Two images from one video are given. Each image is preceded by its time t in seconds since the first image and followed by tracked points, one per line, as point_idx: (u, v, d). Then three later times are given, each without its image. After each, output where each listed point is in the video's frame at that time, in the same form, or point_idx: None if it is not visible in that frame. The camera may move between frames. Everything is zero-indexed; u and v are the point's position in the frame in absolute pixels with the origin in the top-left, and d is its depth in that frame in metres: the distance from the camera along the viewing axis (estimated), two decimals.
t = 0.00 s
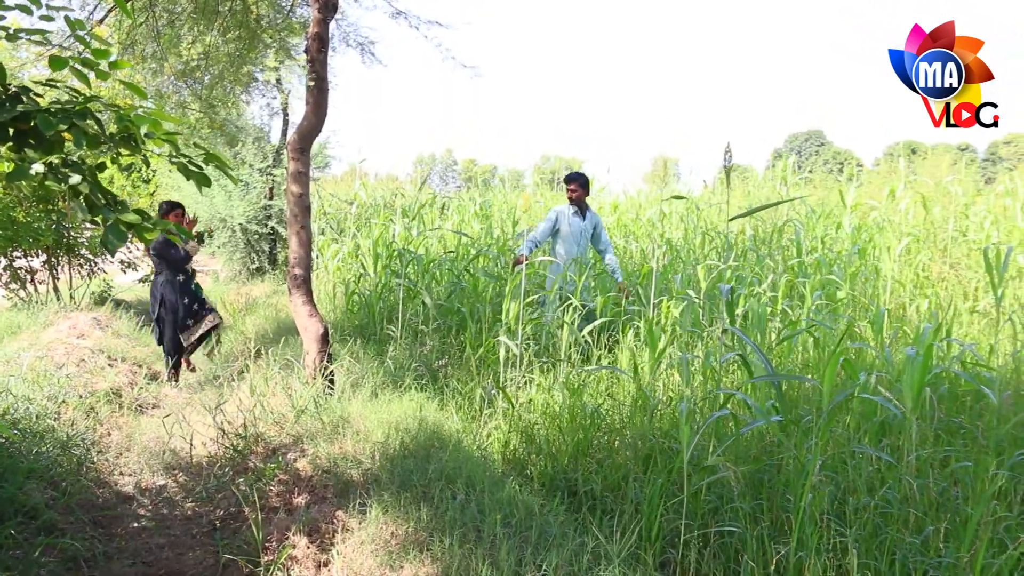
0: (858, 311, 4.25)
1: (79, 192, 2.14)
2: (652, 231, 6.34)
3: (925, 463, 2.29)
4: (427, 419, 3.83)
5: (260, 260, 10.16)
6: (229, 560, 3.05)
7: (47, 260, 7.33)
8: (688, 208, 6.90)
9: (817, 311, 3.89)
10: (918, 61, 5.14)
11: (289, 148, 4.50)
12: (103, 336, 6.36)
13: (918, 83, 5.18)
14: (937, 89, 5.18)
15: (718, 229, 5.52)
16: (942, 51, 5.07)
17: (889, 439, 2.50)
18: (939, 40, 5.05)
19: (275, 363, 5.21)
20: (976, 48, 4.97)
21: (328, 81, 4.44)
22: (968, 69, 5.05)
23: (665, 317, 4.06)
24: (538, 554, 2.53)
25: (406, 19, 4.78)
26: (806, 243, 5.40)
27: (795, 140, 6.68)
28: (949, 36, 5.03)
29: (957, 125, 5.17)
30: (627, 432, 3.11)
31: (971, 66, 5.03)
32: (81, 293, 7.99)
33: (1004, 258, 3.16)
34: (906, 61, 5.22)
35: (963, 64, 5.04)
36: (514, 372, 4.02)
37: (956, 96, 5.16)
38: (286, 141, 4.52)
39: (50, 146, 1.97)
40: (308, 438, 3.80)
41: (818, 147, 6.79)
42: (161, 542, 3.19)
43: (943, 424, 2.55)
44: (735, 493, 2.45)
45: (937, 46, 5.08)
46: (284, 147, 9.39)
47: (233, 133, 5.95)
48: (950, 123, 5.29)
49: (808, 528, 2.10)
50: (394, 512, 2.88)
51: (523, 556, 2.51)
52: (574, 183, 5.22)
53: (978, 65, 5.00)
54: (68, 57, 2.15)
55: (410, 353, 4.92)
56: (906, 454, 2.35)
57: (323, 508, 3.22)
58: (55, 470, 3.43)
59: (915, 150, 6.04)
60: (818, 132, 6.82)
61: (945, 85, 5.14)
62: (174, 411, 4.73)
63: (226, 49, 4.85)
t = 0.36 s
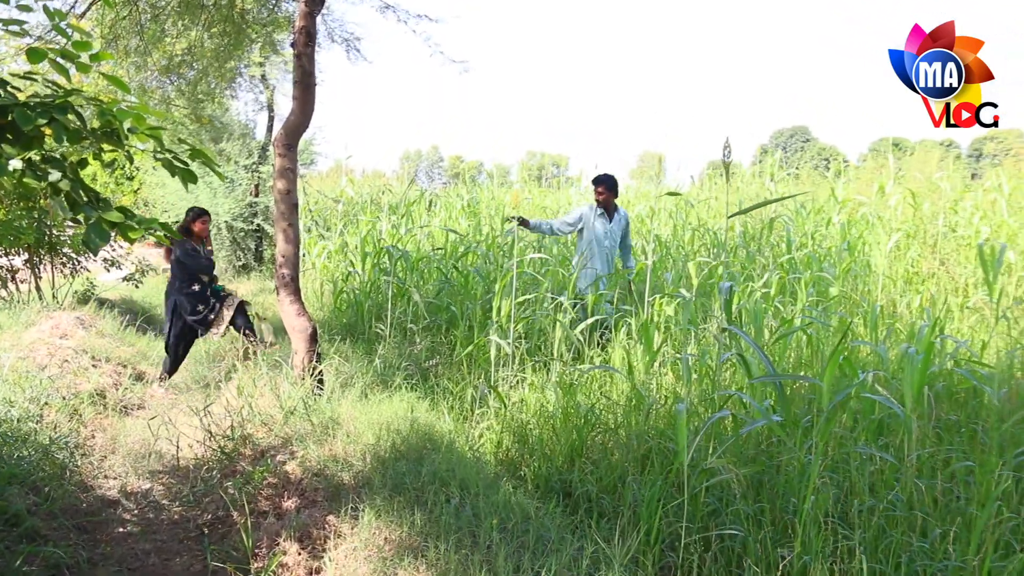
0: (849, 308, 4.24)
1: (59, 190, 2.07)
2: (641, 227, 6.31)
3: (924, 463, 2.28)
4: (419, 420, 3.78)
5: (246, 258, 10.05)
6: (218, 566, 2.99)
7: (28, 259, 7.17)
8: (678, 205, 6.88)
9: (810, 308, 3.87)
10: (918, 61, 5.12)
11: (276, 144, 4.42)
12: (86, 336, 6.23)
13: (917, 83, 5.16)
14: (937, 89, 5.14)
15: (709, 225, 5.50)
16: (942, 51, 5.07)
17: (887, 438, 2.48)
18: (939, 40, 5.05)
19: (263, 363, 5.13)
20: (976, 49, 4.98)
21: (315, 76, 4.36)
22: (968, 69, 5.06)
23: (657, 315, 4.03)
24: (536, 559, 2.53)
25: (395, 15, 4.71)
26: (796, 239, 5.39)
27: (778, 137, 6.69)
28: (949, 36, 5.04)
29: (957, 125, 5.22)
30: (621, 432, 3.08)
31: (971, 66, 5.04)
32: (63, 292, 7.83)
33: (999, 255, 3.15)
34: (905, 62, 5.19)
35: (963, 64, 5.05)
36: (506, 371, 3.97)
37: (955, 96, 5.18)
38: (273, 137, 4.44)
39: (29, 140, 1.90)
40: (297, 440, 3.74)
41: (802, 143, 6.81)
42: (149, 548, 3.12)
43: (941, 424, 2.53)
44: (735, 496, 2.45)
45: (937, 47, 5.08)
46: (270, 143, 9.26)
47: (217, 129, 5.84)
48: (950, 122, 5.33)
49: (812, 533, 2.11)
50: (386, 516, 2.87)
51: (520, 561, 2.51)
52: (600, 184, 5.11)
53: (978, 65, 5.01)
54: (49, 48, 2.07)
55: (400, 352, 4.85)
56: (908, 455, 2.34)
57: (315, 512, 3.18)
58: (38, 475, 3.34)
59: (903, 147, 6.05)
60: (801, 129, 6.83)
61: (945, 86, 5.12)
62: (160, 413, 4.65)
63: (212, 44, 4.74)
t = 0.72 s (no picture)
0: (834, 308, 4.25)
1: (33, 186, 1.99)
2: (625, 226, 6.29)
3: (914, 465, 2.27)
4: (403, 422, 3.72)
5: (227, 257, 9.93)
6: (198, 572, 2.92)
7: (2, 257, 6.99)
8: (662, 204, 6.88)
9: (795, 309, 3.88)
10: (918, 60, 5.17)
11: (257, 141, 4.34)
12: (61, 336, 6.09)
13: (919, 83, 5.18)
14: (938, 89, 5.21)
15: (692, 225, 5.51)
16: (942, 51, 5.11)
17: (876, 440, 2.47)
18: (939, 40, 5.09)
19: (243, 363, 5.04)
20: (976, 49, 5.02)
21: (297, 72, 4.28)
22: (968, 69, 5.10)
23: (642, 314, 4.01)
24: (524, 565, 2.50)
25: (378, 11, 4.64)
26: (780, 238, 5.40)
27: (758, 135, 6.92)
28: (949, 36, 5.07)
29: (957, 125, 5.28)
30: (608, 433, 3.05)
31: (971, 66, 5.08)
32: (38, 291, 7.66)
33: (984, 257, 3.16)
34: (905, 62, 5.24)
35: (963, 64, 5.09)
36: (490, 371, 3.93)
37: (955, 96, 5.22)
38: (254, 134, 4.36)
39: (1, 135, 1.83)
40: (279, 443, 3.68)
41: (783, 143, 6.96)
42: (126, 554, 3.04)
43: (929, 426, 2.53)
44: (726, 500, 2.44)
45: (937, 46, 5.11)
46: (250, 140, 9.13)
47: (196, 125, 5.73)
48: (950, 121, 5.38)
49: (805, 539, 2.10)
50: (370, 521, 2.82)
51: (508, 566, 2.48)
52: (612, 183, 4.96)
53: (978, 65, 5.05)
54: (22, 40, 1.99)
55: (383, 353, 4.79)
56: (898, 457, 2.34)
57: (297, 516, 3.12)
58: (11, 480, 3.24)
59: (884, 147, 6.09)
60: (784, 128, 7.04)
61: (945, 86, 5.17)
62: (138, 414, 4.55)
63: (191, 40, 4.63)
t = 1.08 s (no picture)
0: (816, 308, 4.28)
1: (4, 185, 1.93)
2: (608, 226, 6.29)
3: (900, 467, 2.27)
4: (385, 425, 3.68)
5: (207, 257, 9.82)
6: None
7: None
8: (645, 204, 6.90)
9: (777, 309, 3.89)
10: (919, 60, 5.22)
11: (237, 141, 4.27)
12: (37, 337, 5.96)
13: (920, 82, 5.22)
14: (938, 89, 5.28)
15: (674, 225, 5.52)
16: (943, 50, 5.16)
17: (861, 441, 2.48)
18: (939, 40, 5.14)
19: (223, 365, 4.96)
20: (976, 49, 5.08)
21: (278, 71, 4.21)
22: (968, 69, 5.15)
23: (626, 315, 4.00)
24: (509, 570, 2.47)
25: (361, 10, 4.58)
26: (762, 239, 5.43)
27: (739, 136, 7.09)
28: (949, 36, 5.10)
29: (957, 125, 5.24)
30: (593, 435, 3.03)
31: (971, 66, 5.13)
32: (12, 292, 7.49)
33: (966, 258, 3.19)
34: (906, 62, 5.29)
35: (963, 64, 5.16)
36: (474, 373, 3.90)
37: (955, 97, 5.26)
38: (234, 133, 4.28)
39: None
40: (260, 446, 3.62)
41: (763, 144, 7.13)
42: (102, 560, 2.96)
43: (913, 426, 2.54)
44: (712, 503, 2.43)
45: (937, 46, 5.17)
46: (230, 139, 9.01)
47: (175, 124, 5.63)
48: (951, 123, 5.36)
49: (793, 543, 2.09)
50: (353, 526, 2.78)
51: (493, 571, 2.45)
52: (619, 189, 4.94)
53: (978, 65, 5.08)
54: None
55: (365, 355, 4.73)
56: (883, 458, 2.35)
57: (278, 521, 3.06)
58: None
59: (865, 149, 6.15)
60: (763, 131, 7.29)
61: (945, 86, 5.24)
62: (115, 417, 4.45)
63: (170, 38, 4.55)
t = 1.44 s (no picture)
0: (801, 314, 4.29)
1: None
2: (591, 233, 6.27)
3: (886, 473, 2.27)
4: (369, 432, 3.63)
5: (190, 263, 9.71)
6: None
7: None
8: (630, 211, 6.91)
9: (763, 316, 3.89)
10: (917, 61, 5.12)
11: (220, 146, 4.21)
12: (15, 344, 5.84)
13: (920, 83, 5.03)
14: (937, 89, 5.12)
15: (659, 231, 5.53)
16: (942, 51, 5.04)
17: (847, 447, 2.47)
18: (939, 40, 5.04)
19: (204, 372, 4.88)
20: (975, 49, 4.88)
21: (262, 76, 4.17)
22: (968, 69, 4.98)
23: (611, 322, 3.99)
24: None
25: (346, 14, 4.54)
26: (746, 245, 5.45)
27: (722, 144, 7.16)
28: (949, 36, 4.98)
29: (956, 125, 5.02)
30: (578, 441, 3.01)
31: (971, 66, 4.95)
32: None
33: (949, 264, 3.21)
34: (906, 62, 5.20)
35: (963, 64, 4.99)
36: (458, 380, 3.87)
37: (956, 96, 5.09)
38: (216, 138, 4.23)
39: None
40: (241, 454, 3.56)
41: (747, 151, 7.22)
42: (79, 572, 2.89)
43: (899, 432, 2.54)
44: (698, 511, 2.41)
45: (936, 46, 5.05)
46: (213, 144, 8.93)
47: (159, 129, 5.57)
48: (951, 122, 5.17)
49: (780, 551, 2.08)
50: (335, 535, 2.73)
51: None
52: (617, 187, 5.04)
53: (978, 65, 4.89)
54: None
55: (348, 361, 4.68)
56: (870, 465, 2.35)
57: (259, 530, 3.00)
58: None
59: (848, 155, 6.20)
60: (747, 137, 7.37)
61: (945, 86, 5.10)
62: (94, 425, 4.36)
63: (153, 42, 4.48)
